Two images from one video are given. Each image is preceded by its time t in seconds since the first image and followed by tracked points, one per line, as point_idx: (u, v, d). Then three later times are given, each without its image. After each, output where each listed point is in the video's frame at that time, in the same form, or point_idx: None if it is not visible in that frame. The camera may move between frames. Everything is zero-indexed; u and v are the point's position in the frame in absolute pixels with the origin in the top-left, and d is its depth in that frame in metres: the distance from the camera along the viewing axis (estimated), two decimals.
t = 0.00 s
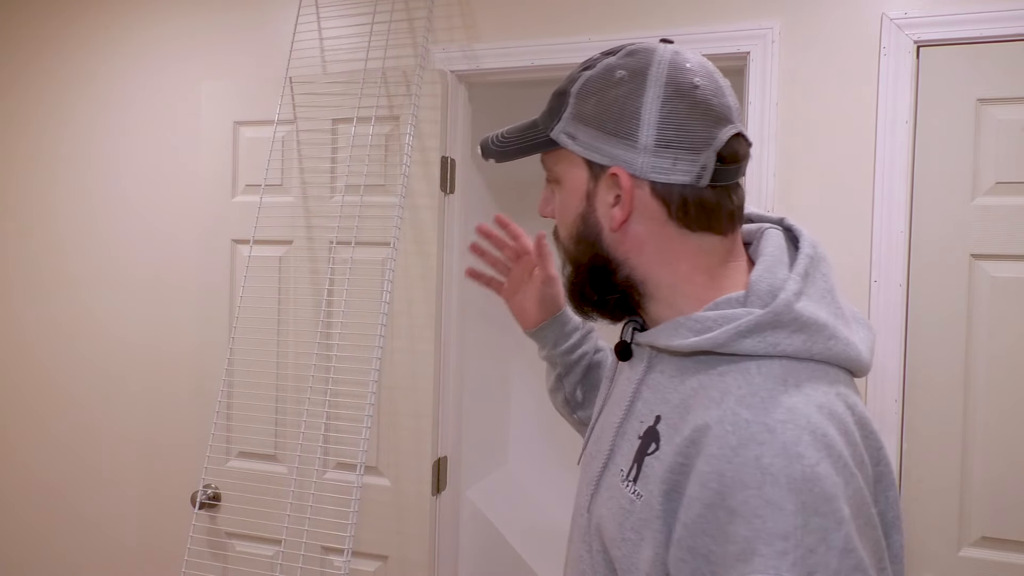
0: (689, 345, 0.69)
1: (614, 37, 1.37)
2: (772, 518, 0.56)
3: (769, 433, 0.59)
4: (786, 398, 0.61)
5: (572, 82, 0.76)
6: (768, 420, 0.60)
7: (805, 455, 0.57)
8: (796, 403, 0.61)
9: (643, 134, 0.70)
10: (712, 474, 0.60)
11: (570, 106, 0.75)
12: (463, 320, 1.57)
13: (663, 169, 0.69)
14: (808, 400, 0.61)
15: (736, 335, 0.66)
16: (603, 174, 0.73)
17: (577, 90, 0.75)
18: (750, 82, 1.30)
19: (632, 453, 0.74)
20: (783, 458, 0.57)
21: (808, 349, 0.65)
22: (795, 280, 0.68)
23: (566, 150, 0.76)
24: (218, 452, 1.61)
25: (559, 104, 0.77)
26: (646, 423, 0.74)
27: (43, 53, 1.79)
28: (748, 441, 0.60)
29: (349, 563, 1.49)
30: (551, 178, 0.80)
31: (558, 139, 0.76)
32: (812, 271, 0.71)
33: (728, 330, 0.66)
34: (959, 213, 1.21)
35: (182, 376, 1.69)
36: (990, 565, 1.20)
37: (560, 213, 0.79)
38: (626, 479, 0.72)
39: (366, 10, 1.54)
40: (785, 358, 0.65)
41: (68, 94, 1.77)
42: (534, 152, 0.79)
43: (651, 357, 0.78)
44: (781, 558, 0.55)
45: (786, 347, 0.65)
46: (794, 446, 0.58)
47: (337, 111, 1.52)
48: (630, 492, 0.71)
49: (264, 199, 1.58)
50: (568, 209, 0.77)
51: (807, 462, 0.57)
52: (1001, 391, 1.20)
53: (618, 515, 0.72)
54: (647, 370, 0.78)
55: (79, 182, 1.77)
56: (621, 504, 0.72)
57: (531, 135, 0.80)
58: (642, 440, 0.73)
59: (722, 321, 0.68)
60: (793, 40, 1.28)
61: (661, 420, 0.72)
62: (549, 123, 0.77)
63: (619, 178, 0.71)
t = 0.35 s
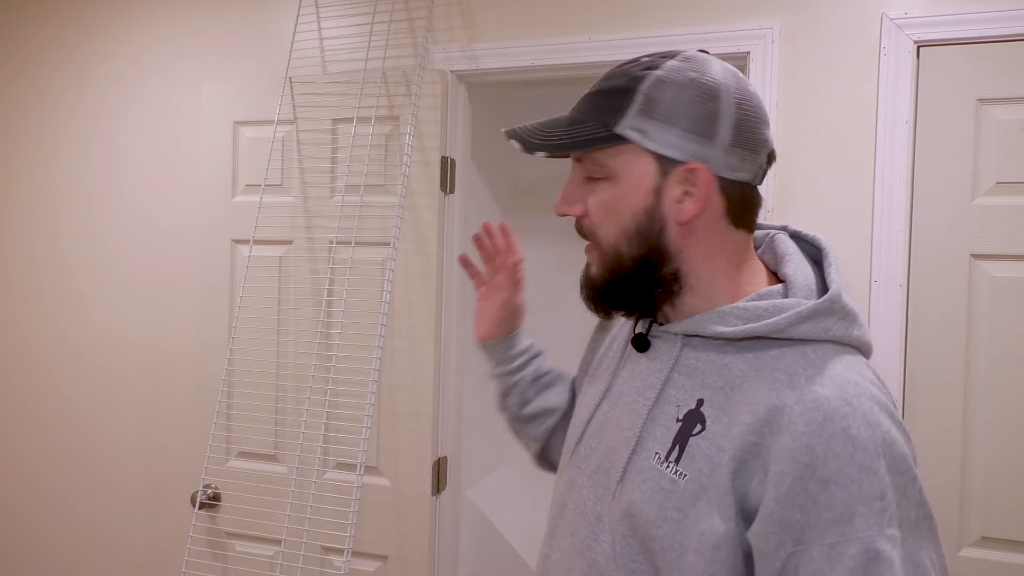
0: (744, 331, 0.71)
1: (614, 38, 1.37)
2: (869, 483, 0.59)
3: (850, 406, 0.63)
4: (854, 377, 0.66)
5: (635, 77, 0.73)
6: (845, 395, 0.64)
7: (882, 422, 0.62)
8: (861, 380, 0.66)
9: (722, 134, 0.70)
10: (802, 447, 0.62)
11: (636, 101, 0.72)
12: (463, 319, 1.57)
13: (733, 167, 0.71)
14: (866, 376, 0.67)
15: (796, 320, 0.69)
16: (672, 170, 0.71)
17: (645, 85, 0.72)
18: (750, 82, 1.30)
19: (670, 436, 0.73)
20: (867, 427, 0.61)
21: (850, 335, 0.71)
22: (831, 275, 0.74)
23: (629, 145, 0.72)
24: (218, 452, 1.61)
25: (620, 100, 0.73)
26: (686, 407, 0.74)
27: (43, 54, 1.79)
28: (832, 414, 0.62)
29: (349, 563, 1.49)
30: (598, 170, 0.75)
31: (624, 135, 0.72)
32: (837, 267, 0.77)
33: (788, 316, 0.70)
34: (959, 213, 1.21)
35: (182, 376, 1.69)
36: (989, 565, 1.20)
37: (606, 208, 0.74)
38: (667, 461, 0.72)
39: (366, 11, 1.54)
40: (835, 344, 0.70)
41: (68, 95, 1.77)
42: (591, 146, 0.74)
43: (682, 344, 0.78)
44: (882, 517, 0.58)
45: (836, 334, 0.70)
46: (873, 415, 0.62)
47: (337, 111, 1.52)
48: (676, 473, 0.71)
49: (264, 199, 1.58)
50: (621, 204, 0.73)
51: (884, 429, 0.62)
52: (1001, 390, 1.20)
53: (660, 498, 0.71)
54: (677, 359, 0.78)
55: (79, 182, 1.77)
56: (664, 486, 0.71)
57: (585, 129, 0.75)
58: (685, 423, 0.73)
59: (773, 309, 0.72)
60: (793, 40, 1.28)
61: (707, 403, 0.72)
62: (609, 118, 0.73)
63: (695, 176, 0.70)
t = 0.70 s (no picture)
0: (732, 314, 0.78)
1: (614, 38, 1.37)
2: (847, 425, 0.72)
3: (821, 368, 0.75)
4: (807, 347, 0.78)
5: (747, 120, 0.80)
6: (816, 359, 0.76)
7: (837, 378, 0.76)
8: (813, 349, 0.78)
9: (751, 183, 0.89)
10: (802, 403, 0.72)
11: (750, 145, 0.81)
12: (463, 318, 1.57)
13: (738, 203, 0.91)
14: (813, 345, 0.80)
15: (772, 303, 0.78)
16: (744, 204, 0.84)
17: (752, 133, 0.81)
18: (750, 82, 1.30)
19: (663, 414, 0.77)
20: (835, 384, 0.75)
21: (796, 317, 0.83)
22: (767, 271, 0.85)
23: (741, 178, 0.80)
24: (218, 452, 1.61)
25: (738, 137, 0.79)
26: (673, 386, 0.78)
27: (43, 55, 1.79)
28: (816, 375, 0.73)
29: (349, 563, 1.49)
30: (710, 187, 0.78)
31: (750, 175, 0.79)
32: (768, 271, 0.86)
33: (766, 300, 0.78)
34: (959, 213, 1.21)
35: (182, 377, 1.69)
36: (990, 565, 1.20)
37: (706, 223, 0.79)
38: (665, 435, 0.75)
39: (366, 10, 1.54)
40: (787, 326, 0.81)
41: (68, 95, 1.77)
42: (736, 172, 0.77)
43: (659, 332, 0.81)
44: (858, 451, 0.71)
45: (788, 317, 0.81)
46: (832, 372, 0.76)
47: (337, 111, 1.52)
48: (676, 445, 0.75)
49: (264, 199, 1.58)
50: (718, 224, 0.80)
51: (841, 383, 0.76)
52: (1001, 390, 1.20)
53: (663, 469, 0.74)
54: (657, 347, 0.81)
55: (80, 182, 1.76)
56: (667, 457, 0.74)
57: (724, 152, 0.77)
58: (675, 400, 0.77)
59: (744, 298, 0.79)
60: (793, 40, 1.28)
61: (694, 380, 0.77)
62: (738, 152, 0.79)
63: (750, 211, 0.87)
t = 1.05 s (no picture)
0: (690, 302, 0.89)
1: (614, 38, 1.37)
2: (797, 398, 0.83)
3: (771, 349, 0.86)
4: (758, 331, 0.89)
5: (685, 124, 0.92)
6: (767, 342, 0.87)
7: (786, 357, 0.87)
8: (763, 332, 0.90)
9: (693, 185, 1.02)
10: (758, 380, 0.83)
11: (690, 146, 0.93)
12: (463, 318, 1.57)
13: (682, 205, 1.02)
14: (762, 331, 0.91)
15: (724, 292, 0.90)
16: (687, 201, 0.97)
17: (691, 136, 0.94)
18: (750, 82, 1.30)
19: (635, 399, 0.87)
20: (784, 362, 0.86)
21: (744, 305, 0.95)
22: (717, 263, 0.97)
23: (683, 175, 0.93)
24: (218, 452, 1.61)
25: (679, 139, 0.92)
26: (642, 374, 0.88)
27: (43, 56, 1.79)
28: (767, 355, 0.85)
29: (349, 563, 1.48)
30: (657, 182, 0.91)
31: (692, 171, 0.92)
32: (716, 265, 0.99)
33: (717, 289, 0.90)
34: (959, 213, 1.21)
35: (182, 377, 1.69)
36: (991, 566, 1.20)
37: (656, 215, 0.91)
38: (638, 418, 0.85)
39: (366, 10, 1.54)
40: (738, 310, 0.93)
41: (68, 95, 1.77)
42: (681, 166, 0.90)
43: (627, 327, 0.92)
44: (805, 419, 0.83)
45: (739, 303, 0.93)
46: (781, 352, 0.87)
47: (337, 111, 1.52)
48: (648, 425, 0.85)
49: (264, 199, 1.58)
50: (667, 215, 0.92)
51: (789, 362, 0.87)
52: (1001, 390, 1.20)
53: (639, 448, 0.84)
54: (625, 338, 0.91)
55: (80, 182, 1.77)
56: (641, 438, 0.84)
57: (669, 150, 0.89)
58: (645, 384, 0.87)
59: (700, 288, 0.91)
60: (793, 40, 1.28)
61: (661, 367, 0.88)
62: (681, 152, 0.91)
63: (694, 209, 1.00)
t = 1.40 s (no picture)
0: (665, 293, 0.90)
1: (614, 38, 1.37)
2: (778, 381, 0.81)
3: (751, 333, 0.84)
4: (740, 317, 0.87)
5: (651, 118, 0.94)
6: (747, 327, 0.85)
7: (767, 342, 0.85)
8: (746, 319, 0.88)
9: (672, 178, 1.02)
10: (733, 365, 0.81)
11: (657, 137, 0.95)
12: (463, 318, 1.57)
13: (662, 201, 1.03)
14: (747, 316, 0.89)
15: (700, 280, 0.89)
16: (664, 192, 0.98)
17: (658, 130, 0.95)
18: (750, 82, 1.30)
19: (617, 392, 0.88)
20: (766, 346, 0.84)
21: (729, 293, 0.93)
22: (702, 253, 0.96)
23: (655, 164, 0.94)
24: (218, 452, 1.61)
25: (646, 130, 0.93)
26: (625, 367, 0.89)
27: (43, 56, 1.79)
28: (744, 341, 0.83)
29: (349, 563, 1.48)
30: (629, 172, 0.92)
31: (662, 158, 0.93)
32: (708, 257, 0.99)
33: (694, 278, 0.89)
34: (959, 212, 1.21)
35: (182, 377, 1.69)
36: (991, 565, 1.20)
37: (632, 203, 0.92)
38: (619, 411, 0.86)
39: (366, 10, 1.54)
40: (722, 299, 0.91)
41: (68, 96, 1.77)
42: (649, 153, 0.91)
43: (612, 322, 0.93)
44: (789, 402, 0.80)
45: (722, 293, 0.91)
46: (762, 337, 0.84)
47: (337, 111, 1.52)
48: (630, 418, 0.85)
49: (265, 199, 1.58)
50: (644, 203, 0.93)
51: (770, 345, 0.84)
52: (1001, 389, 1.20)
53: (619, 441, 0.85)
54: (610, 333, 0.92)
55: (80, 182, 1.76)
56: (623, 431, 0.85)
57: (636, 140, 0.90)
58: (627, 378, 0.88)
59: (678, 278, 0.91)
60: (793, 40, 1.28)
61: (641, 360, 0.88)
62: (650, 140, 0.92)
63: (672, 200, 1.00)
